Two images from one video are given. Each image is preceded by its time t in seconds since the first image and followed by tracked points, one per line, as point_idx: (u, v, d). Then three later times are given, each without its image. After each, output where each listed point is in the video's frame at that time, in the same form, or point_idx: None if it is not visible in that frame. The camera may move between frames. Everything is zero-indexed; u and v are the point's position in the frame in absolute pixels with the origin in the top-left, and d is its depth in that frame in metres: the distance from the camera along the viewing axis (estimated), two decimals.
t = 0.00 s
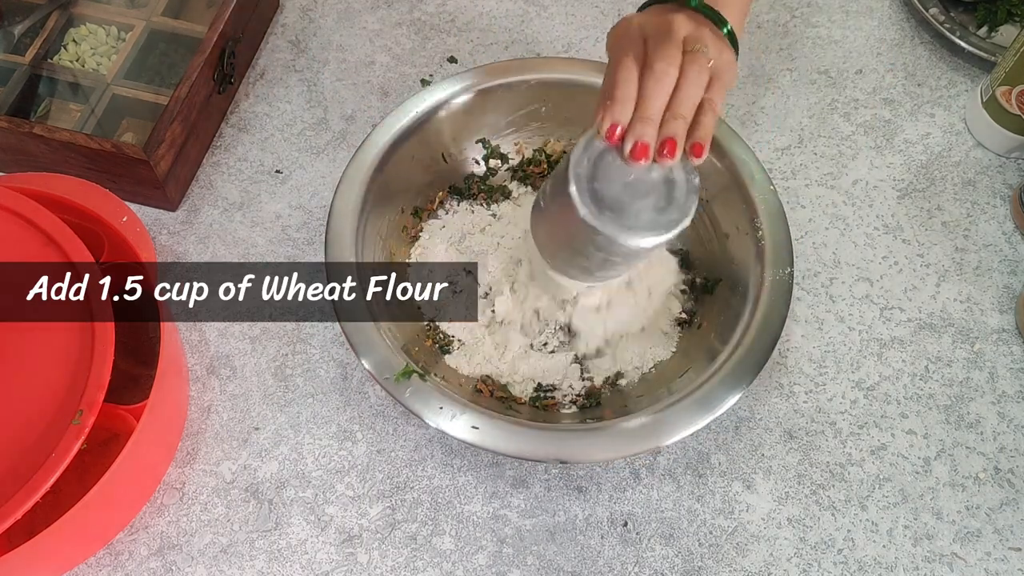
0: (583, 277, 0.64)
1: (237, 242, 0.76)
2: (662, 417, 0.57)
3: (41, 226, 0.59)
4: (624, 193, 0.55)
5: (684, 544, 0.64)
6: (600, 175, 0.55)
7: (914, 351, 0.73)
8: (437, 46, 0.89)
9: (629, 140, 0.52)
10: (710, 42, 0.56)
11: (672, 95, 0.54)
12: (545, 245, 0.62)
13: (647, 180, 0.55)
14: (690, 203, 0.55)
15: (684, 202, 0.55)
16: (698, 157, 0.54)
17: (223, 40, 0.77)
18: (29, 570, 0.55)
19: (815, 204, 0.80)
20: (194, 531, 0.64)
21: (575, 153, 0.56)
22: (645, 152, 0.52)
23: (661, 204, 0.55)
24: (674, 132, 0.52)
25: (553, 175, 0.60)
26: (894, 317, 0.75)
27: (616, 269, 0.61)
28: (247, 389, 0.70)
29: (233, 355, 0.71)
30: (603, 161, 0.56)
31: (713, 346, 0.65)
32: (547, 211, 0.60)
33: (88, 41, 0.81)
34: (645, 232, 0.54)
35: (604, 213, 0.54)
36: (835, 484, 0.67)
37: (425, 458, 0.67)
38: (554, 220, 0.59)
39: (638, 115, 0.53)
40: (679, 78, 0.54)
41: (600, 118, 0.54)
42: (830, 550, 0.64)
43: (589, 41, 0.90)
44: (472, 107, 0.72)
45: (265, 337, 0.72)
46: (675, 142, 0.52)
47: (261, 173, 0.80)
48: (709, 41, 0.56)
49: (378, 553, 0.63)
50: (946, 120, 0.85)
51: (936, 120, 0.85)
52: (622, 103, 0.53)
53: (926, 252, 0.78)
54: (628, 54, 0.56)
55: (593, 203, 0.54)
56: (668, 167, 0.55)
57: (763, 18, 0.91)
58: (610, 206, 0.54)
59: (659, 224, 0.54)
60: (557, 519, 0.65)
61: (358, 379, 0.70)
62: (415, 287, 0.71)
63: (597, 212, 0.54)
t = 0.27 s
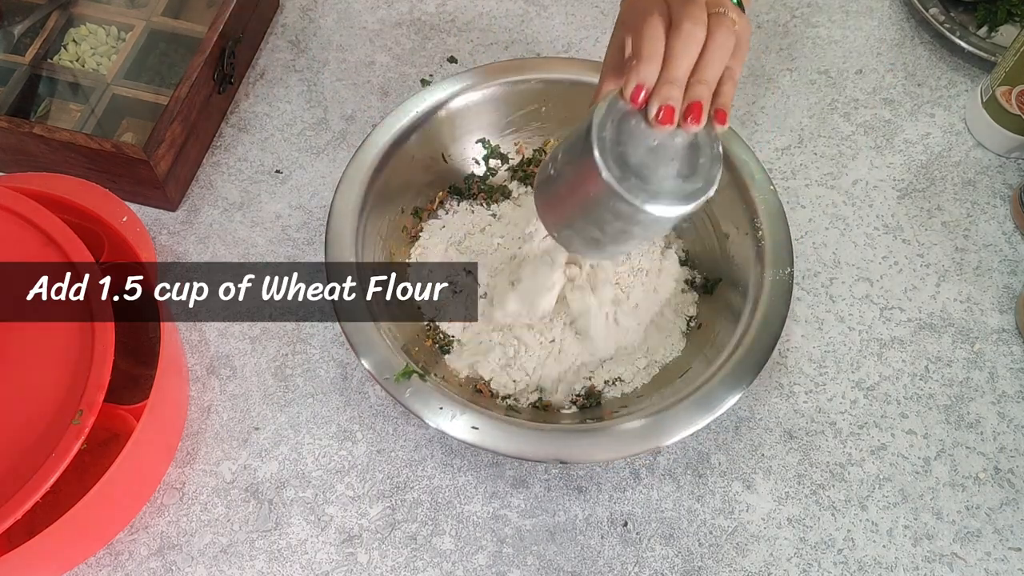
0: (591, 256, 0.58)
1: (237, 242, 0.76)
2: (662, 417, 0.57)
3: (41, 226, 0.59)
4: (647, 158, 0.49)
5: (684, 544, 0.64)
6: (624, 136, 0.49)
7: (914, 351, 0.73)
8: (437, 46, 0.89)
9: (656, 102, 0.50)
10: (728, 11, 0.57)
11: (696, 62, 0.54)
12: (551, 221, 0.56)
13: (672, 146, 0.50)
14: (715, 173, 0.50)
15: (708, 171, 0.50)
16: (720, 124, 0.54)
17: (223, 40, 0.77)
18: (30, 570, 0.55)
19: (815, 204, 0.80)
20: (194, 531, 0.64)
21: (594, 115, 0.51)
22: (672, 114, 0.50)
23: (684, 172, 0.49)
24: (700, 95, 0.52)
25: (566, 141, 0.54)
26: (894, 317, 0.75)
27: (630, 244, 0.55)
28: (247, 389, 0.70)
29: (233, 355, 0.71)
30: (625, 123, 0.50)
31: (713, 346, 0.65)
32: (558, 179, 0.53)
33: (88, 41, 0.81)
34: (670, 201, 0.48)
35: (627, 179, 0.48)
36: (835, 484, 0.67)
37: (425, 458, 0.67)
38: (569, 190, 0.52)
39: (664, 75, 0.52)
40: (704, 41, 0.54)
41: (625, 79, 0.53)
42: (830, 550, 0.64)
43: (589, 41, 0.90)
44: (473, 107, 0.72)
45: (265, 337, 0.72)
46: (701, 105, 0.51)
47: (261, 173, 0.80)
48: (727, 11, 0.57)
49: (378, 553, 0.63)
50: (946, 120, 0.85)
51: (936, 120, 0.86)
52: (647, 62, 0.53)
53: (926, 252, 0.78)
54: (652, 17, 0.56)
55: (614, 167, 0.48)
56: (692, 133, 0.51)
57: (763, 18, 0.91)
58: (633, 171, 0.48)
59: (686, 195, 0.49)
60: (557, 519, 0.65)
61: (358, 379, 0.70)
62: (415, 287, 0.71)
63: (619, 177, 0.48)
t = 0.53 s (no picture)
0: (583, 237, 0.60)
1: (237, 242, 0.76)
2: (662, 417, 0.57)
3: (41, 226, 0.59)
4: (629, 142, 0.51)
5: (684, 544, 0.64)
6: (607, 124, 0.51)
7: (914, 351, 0.73)
8: (437, 46, 0.89)
9: (635, 89, 0.50)
10: None
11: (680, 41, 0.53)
12: (540, 206, 0.59)
13: (655, 131, 0.51)
14: (695, 155, 0.52)
15: (689, 153, 0.52)
16: (703, 107, 0.54)
17: (223, 40, 0.77)
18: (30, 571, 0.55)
19: (815, 204, 0.80)
20: (194, 531, 0.64)
21: (576, 105, 0.52)
22: (651, 100, 0.50)
23: (667, 155, 0.51)
24: (680, 81, 0.51)
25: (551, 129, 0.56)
26: (894, 317, 0.75)
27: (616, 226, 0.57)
28: (247, 389, 0.70)
29: (233, 355, 0.71)
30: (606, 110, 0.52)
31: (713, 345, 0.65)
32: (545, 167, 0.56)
33: (88, 41, 0.81)
34: (650, 183, 0.50)
35: (607, 162, 0.50)
36: (835, 484, 0.67)
37: (425, 458, 0.67)
38: (553, 175, 0.55)
39: (643, 63, 0.52)
40: (685, 26, 0.52)
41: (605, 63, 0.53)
42: (830, 550, 0.64)
43: (589, 41, 0.90)
44: (473, 108, 0.72)
45: (265, 337, 0.72)
46: (681, 91, 0.51)
47: (261, 173, 0.80)
48: None
49: (378, 553, 0.63)
50: (946, 120, 0.85)
51: (936, 120, 0.86)
52: (626, 52, 0.52)
53: (926, 252, 0.78)
54: None
55: (596, 152, 0.51)
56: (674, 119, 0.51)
57: (764, 18, 0.91)
58: (615, 155, 0.51)
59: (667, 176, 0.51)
60: (557, 519, 0.65)
61: (358, 379, 0.70)
62: (415, 287, 0.71)
63: (600, 161, 0.50)
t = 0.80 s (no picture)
0: (590, 246, 0.58)
1: (237, 242, 0.76)
2: (662, 417, 0.57)
3: (41, 226, 0.59)
4: (631, 156, 0.50)
5: (684, 544, 0.64)
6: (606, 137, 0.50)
7: (914, 351, 0.73)
8: (437, 46, 0.89)
9: (633, 100, 0.52)
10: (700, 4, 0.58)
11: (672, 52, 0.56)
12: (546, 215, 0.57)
13: (655, 140, 0.51)
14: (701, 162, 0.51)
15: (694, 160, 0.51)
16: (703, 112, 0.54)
17: (223, 40, 0.77)
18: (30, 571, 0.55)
19: (815, 204, 0.80)
20: (194, 531, 0.64)
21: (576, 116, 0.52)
22: (650, 109, 0.51)
23: (671, 164, 0.50)
24: (677, 88, 0.54)
25: (551, 142, 0.55)
26: (894, 317, 0.75)
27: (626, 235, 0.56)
28: (247, 389, 0.70)
29: (233, 355, 0.71)
30: (606, 123, 0.51)
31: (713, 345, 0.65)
32: (549, 179, 0.54)
33: (88, 41, 0.81)
34: (657, 196, 0.49)
35: (612, 178, 0.49)
36: (835, 484, 0.67)
37: (425, 458, 0.67)
38: (556, 189, 0.54)
39: (640, 74, 0.55)
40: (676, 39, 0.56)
41: (601, 78, 0.56)
42: (830, 550, 0.64)
43: (589, 41, 0.90)
44: (473, 108, 0.72)
45: (265, 337, 0.72)
46: (680, 98, 0.53)
47: (261, 173, 0.80)
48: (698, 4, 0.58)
49: (378, 553, 0.63)
50: (946, 120, 0.86)
51: (936, 120, 0.86)
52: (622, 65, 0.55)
53: (926, 252, 0.78)
54: (626, 15, 0.58)
55: (599, 167, 0.49)
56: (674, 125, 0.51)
57: (764, 18, 0.91)
58: (619, 170, 0.49)
59: (670, 187, 0.49)
60: (557, 519, 0.65)
61: (358, 379, 0.70)
62: (415, 287, 0.71)
63: (605, 177, 0.49)
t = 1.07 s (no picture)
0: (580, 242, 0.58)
1: (237, 242, 0.76)
2: (662, 417, 0.57)
3: (42, 226, 0.59)
4: (616, 149, 0.50)
5: (684, 544, 0.64)
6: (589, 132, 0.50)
7: (914, 351, 0.73)
8: (437, 46, 0.89)
9: (616, 93, 0.52)
10: None
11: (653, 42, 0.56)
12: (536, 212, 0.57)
13: (639, 132, 0.51)
14: (685, 151, 0.51)
15: (679, 149, 0.51)
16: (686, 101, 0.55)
17: (223, 40, 0.77)
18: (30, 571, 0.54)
19: (815, 204, 0.80)
20: (194, 531, 0.64)
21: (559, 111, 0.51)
22: (633, 103, 0.51)
23: (656, 156, 0.51)
24: (660, 77, 0.53)
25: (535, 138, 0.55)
26: (894, 317, 0.75)
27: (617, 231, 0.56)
28: (247, 389, 0.70)
29: (233, 355, 0.71)
30: (589, 119, 0.51)
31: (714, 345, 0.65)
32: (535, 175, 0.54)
33: (88, 41, 0.81)
34: (644, 189, 0.49)
35: (598, 174, 0.49)
36: (835, 484, 0.67)
37: (425, 458, 0.67)
38: (541, 184, 0.54)
39: (621, 65, 0.54)
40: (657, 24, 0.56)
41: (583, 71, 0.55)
42: (830, 550, 0.64)
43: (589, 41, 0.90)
44: (474, 108, 0.72)
45: (265, 337, 0.72)
46: (663, 87, 0.53)
47: (261, 173, 0.80)
48: None
49: (378, 553, 0.63)
50: (946, 120, 0.86)
51: (936, 121, 0.86)
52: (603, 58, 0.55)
53: (926, 252, 0.78)
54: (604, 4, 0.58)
55: (585, 163, 0.49)
56: (658, 116, 0.52)
57: (764, 18, 0.91)
58: (604, 165, 0.50)
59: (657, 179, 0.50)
60: (557, 519, 0.65)
61: (358, 379, 0.70)
62: (415, 287, 0.71)
63: (590, 172, 0.49)
